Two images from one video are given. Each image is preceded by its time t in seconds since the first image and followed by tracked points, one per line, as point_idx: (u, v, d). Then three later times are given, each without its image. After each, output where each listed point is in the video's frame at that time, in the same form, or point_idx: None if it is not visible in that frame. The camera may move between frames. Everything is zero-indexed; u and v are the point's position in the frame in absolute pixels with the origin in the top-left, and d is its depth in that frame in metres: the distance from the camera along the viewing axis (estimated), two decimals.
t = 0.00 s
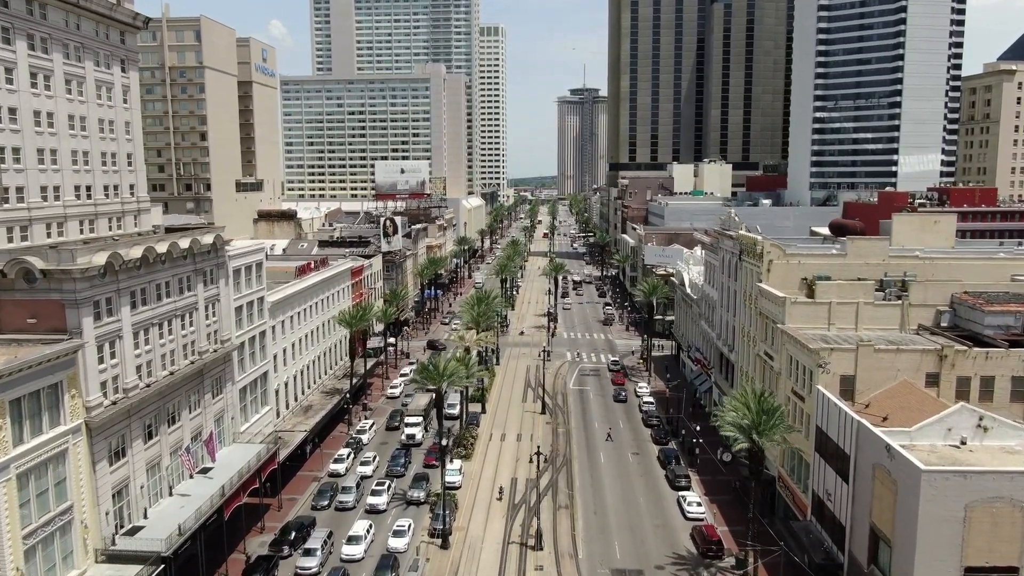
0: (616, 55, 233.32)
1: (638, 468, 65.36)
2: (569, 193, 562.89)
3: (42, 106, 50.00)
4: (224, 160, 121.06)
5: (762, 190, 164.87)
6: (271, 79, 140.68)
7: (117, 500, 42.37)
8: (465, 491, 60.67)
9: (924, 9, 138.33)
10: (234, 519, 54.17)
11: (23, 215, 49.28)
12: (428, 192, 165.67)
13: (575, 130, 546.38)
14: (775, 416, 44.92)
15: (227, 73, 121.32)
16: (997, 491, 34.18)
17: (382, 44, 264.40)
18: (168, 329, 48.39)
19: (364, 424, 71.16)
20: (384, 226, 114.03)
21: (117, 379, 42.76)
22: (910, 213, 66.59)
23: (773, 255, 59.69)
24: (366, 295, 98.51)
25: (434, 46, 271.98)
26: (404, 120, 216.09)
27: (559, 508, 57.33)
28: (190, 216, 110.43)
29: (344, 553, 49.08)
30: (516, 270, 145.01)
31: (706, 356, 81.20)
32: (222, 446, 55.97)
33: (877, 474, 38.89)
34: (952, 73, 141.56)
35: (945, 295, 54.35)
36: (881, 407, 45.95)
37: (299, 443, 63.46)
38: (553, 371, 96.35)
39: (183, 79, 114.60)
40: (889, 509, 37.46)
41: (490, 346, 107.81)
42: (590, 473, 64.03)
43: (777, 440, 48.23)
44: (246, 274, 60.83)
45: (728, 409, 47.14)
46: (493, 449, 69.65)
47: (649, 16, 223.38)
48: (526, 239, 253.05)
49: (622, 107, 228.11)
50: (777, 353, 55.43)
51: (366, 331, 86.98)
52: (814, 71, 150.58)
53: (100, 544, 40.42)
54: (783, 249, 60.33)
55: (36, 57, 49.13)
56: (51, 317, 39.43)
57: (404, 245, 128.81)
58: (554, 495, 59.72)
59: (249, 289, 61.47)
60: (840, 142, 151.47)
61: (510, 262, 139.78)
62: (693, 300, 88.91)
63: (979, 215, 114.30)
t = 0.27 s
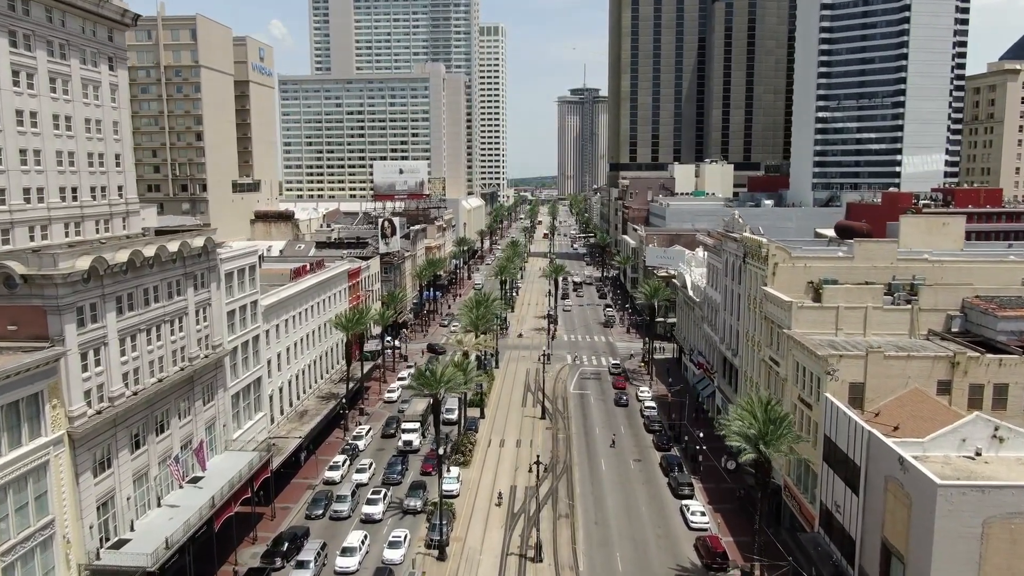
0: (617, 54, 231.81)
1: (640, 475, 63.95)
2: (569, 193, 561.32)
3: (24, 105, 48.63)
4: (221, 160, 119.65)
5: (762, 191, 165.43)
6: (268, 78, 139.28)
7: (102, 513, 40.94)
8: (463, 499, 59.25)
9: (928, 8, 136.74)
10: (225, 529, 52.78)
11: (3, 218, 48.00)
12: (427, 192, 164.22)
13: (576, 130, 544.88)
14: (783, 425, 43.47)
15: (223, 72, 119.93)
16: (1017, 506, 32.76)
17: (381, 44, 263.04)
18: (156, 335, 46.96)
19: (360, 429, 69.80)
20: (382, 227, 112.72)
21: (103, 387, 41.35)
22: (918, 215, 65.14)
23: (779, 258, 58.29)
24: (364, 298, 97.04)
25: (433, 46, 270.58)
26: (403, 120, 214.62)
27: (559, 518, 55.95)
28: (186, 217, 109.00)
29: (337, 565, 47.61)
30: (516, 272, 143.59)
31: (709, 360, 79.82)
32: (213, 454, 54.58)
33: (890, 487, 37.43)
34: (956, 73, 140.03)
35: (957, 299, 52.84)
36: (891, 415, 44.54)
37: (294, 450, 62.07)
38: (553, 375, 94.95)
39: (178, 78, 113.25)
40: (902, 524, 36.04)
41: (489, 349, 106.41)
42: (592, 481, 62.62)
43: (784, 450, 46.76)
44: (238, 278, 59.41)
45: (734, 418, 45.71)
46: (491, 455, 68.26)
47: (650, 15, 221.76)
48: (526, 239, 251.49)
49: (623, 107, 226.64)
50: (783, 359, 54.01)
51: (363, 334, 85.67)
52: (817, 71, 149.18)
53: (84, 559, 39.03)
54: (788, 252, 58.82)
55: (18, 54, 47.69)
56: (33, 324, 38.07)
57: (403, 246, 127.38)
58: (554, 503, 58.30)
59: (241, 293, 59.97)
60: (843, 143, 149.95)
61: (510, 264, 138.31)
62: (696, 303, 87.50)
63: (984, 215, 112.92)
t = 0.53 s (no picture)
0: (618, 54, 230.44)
1: (642, 483, 62.53)
2: (569, 193, 559.94)
3: (6, 103, 46.55)
4: (217, 161, 118.14)
5: (764, 191, 164.62)
6: (265, 78, 137.73)
7: (86, 526, 39.51)
8: (461, 508, 57.80)
9: (932, 6, 135.37)
10: (217, 540, 51.37)
11: None
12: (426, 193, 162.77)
13: (576, 130, 543.46)
14: (791, 436, 42.02)
15: (219, 71, 118.42)
16: None
17: (380, 43, 261.65)
18: (143, 341, 45.48)
19: (356, 435, 68.38)
20: (380, 229, 111.54)
21: (87, 396, 39.93)
22: (926, 217, 63.73)
23: (785, 261, 56.80)
24: (361, 300, 95.56)
25: (433, 45, 269.03)
26: (402, 120, 213.30)
27: (559, 527, 54.53)
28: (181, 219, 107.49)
29: None
30: (515, 273, 142.12)
31: (712, 364, 78.43)
32: (204, 462, 53.15)
33: (904, 501, 36.00)
34: (960, 73, 138.28)
35: (968, 304, 51.39)
36: (902, 424, 43.11)
37: (288, 457, 60.68)
38: (553, 379, 93.48)
39: (174, 78, 111.80)
40: (917, 540, 34.63)
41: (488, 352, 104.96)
42: (592, 489, 61.20)
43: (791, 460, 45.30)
44: (231, 281, 57.97)
45: (740, 428, 44.23)
46: (490, 462, 66.84)
47: (651, 14, 220.23)
48: (526, 240, 250.14)
49: (624, 107, 225.20)
50: (789, 365, 52.61)
51: (359, 338, 84.22)
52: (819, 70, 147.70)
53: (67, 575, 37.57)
54: (795, 255, 57.35)
55: None
56: (13, 331, 36.62)
57: (401, 247, 125.92)
58: (555, 512, 56.89)
59: (233, 297, 58.54)
60: (846, 143, 148.46)
61: (510, 265, 136.88)
62: (698, 306, 86.12)
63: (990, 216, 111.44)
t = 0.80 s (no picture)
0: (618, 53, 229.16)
1: (644, 491, 61.17)
2: (569, 193, 558.64)
3: None
4: (213, 161, 116.65)
5: (765, 191, 163.53)
6: (263, 77, 136.12)
7: (69, 540, 38.13)
8: (458, 518, 56.42)
9: (936, 5, 133.94)
10: (207, 551, 50.02)
11: None
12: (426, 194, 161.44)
13: (576, 130, 542.26)
14: (799, 446, 40.56)
15: (215, 70, 116.79)
16: None
17: (379, 43, 260.20)
18: (130, 348, 44.10)
19: (352, 442, 67.03)
20: (379, 230, 110.54)
21: (69, 405, 38.55)
22: (935, 218, 62.41)
23: (790, 264, 55.41)
24: (358, 303, 94.15)
25: (432, 45, 267.67)
26: (401, 120, 211.92)
27: (560, 537, 53.15)
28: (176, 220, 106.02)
29: None
30: (515, 274, 140.73)
31: (714, 368, 77.11)
32: (195, 471, 51.79)
33: (917, 516, 34.63)
34: (965, 73, 136.30)
35: (980, 309, 49.98)
36: (914, 434, 41.74)
37: (282, 464, 59.33)
38: (553, 382, 92.11)
39: (169, 77, 110.38)
40: (931, 556, 33.27)
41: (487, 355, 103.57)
42: (593, 497, 59.83)
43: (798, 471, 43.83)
44: (222, 285, 56.52)
45: (747, 438, 42.81)
46: (489, 469, 65.48)
47: (652, 13, 218.82)
48: (526, 241, 248.97)
49: (625, 107, 223.82)
50: (796, 371, 51.22)
51: (356, 342, 82.83)
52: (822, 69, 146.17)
53: None
54: (801, 258, 55.93)
55: None
56: None
57: (400, 249, 124.53)
58: (555, 522, 55.50)
59: (226, 302, 57.09)
60: (849, 143, 147.06)
61: (509, 267, 135.54)
62: (700, 308, 84.81)
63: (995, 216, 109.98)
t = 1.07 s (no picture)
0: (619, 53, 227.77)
1: (647, 499, 59.76)
2: (570, 194, 557.28)
3: None
4: (209, 162, 115.23)
5: (768, 192, 161.37)
6: (260, 77, 134.70)
7: (50, 556, 36.76)
8: (456, 528, 54.95)
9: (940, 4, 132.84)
10: (197, 563, 48.59)
11: None
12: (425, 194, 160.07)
13: (577, 130, 540.92)
14: (809, 458, 39.03)
15: (211, 69, 115.36)
16: None
17: (378, 42, 258.87)
18: (116, 355, 42.69)
19: (348, 449, 65.60)
20: (376, 231, 109.50)
21: (50, 416, 37.17)
22: (944, 220, 61.04)
23: (797, 268, 54.02)
24: (355, 306, 92.75)
25: (432, 44, 266.21)
26: (401, 120, 210.52)
27: (560, 549, 51.72)
28: (171, 221, 104.66)
29: None
30: (515, 276, 139.34)
31: (717, 373, 75.69)
32: (185, 481, 50.35)
33: (933, 533, 33.21)
34: (968, 71, 135.36)
35: (993, 314, 48.52)
36: (927, 445, 40.29)
37: (275, 473, 57.91)
38: (553, 386, 90.70)
39: (164, 76, 108.99)
40: None
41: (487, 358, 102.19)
42: (594, 507, 58.39)
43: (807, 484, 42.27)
44: (214, 289, 55.07)
45: (754, 448, 41.33)
46: (488, 477, 64.06)
47: (652, 12, 217.41)
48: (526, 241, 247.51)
49: (625, 107, 222.35)
50: (803, 378, 49.76)
51: (352, 346, 81.39)
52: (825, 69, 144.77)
53: None
54: (807, 261, 54.48)
55: None
56: None
57: (398, 250, 123.16)
58: (555, 532, 54.06)
59: (217, 306, 55.62)
60: (852, 143, 145.59)
61: (509, 268, 134.19)
62: (703, 312, 83.40)
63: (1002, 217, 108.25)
